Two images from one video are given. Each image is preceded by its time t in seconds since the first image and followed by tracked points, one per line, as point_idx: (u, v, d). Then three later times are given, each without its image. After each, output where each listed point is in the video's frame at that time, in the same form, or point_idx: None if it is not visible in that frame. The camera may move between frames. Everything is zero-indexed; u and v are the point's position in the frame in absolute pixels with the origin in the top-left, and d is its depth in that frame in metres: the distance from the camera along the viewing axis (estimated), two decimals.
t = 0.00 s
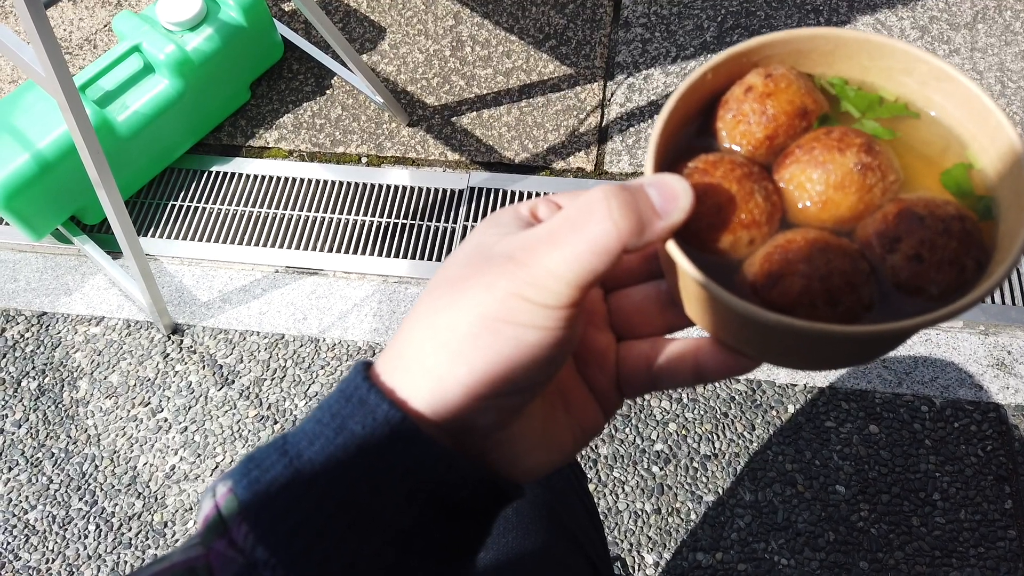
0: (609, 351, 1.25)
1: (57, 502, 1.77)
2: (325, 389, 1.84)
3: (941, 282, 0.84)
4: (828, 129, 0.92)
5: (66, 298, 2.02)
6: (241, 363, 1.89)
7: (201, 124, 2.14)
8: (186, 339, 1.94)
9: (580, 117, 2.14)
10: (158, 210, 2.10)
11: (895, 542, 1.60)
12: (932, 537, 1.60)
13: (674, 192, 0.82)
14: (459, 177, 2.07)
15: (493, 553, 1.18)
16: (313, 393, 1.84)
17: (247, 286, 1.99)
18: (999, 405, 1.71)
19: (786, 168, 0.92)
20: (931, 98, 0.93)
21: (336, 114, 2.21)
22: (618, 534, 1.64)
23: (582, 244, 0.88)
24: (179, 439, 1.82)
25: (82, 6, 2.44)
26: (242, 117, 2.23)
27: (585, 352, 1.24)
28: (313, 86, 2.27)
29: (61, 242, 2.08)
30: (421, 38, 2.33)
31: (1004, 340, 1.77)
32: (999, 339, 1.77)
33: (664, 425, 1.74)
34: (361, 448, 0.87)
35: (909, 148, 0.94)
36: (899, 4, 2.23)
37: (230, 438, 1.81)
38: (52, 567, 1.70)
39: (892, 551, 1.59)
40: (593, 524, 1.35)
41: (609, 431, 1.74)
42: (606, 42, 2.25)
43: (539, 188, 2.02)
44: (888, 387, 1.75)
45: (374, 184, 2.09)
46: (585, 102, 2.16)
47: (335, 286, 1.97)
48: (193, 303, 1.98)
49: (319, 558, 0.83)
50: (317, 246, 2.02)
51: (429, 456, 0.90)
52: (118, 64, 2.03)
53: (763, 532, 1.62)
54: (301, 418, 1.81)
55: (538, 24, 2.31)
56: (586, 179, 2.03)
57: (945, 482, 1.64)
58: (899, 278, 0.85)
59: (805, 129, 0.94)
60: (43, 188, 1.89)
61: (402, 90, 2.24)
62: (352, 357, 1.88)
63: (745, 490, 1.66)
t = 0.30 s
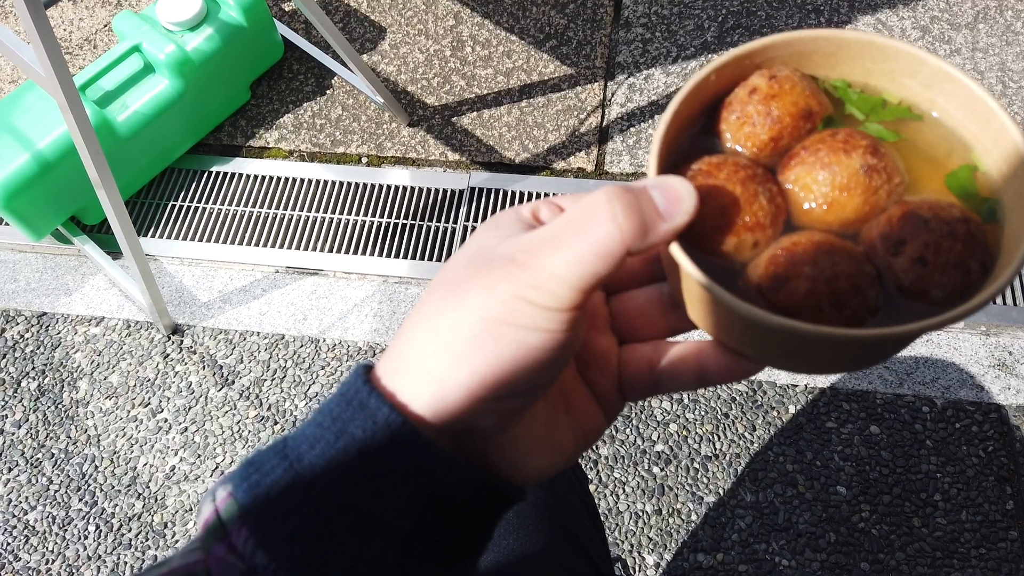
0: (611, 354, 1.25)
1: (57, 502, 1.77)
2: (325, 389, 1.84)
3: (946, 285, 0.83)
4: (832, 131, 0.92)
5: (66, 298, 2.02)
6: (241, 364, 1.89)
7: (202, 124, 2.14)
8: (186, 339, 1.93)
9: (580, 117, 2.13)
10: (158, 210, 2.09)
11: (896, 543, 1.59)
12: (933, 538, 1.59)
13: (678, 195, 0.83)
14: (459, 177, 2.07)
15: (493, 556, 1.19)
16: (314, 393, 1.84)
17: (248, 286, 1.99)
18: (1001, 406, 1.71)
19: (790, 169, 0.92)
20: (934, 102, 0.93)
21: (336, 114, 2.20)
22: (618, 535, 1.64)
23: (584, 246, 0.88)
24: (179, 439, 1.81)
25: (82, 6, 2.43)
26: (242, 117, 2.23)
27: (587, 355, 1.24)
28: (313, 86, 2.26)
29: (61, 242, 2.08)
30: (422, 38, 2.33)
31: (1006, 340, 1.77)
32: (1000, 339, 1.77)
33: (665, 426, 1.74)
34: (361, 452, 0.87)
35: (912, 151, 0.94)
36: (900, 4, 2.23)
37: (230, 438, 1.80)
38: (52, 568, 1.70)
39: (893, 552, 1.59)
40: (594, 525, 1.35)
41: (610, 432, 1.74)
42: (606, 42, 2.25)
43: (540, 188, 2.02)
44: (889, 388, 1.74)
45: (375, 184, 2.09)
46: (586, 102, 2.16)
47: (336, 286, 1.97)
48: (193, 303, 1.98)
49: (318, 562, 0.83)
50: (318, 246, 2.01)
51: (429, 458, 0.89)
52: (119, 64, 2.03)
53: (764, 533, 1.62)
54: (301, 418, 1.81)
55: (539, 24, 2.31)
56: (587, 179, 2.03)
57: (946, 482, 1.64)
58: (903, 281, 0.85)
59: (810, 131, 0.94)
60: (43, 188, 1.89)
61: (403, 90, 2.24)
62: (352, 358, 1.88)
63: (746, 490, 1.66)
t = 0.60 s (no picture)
0: (611, 353, 1.25)
1: (57, 503, 1.76)
2: (326, 390, 1.83)
3: (943, 283, 0.83)
4: (829, 131, 0.91)
5: (66, 298, 2.02)
6: (241, 364, 1.89)
7: (201, 124, 2.13)
8: (186, 340, 1.93)
9: (581, 117, 2.13)
10: (158, 210, 2.09)
11: (898, 544, 1.59)
12: (936, 539, 1.59)
13: (679, 194, 0.83)
14: (460, 177, 2.06)
15: (494, 556, 1.18)
16: (313, 394, 1.83)
17: (247, 286, 1.98)
18: (1003, 406, 1.70)
19: (788, 169, 0.91)
20: (931, 101, 0.92)
21: (336, 114, 2.20)
22: (620, 536, 1.63)
23: (586, 247, 0.87)
24: (179, 440, 1.81)
25: (82, 5, 2.43)
26: (242, 117, 2.22)
27: (587, 355, 1.23)
28: (313, 85, 2.26)
29: (61, 241, 2.07)
30: (422, 38, 2.32)
31: (1008, 340, 1.76)
32: (1002, 339, 1.77)
33: (666, 426, 1.73)
34: (364, 453, 0.86)
35: (910, 151, 0.93)
36: (901, 3, 2.22)
37: (230, 439, 1.80)
38: (51, 568, 1.69)
39: (895, 553, 1.58)
40: (595, 526, 1.34)
41: (611, 432, 1.73)
42: (607, 42, 2.24)
43: (541, 188, 2.02)
44: (891, 388, 1.74)
45: (375, 184, 2.08)
46: (587, 102, 2.15)
47: (336, 286, 1.96)
48: (193, 304, 1.97)
49: (322, 563, 0.82)
50: (318, 246, 2.01)
51: (433, 458, 0.89)
52: (118, 64, 2.02)
53: (766, 534, 1.61)
54: (301, 419, 1.80)
55: (540, 23, 2.30)
56: (588, 179, 2.02)
57: (948, 483, 1.64)
58: (901, 279, 0.85)
59: (807, 132, 0.94)
60: (43, 188, 1.88)
61: (403, 89, 2.24)
62: (352, 358, 1.87)
63: (747, 491, 1.65)
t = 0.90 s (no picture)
0: (605, 350, 1.25)
1: (55, 502, 1.76)
2: (324, 388, 1.83)
3: (930, 279, 0.83)
4: (819, 129, 0.92)
5: (64, 297, 2.02)
6: (238, 363, 1.89)
7: (200, 123, 2.13)
8: (184, 339, 1.93)
9: (580, 116, 2.13)
10: (155, 209, 2.09)
11: (896, 543, 1.59)
12: (933, 538, 1.59)
13: (671, 193, 0.83)
14: (459, 176, 2.06)
15: (490, 553, 1.17)
16: (311, 392, 1.83)
17: (245, 285, 1.98)
18: (1001, 405, 1.70)
19: (779, 168, 0.91)
20: (920, 101, 0.92)
21: (335, 113, 2.20)
22: (617, 534, 1.63)
23: (579, 245, 0.87)
24: (177, 439, 1.81)
25: (80, 4, 2.43)
26: (240, 116, 2.22)
27: (582, 352, 1.23)
28: (312, 84, 2.26)
29: (58, 241, 2.07)
30: (421, 37, 2.32)
31: (1006, 339, 1.76)
32: (1000, 339, 1.76)
33: (664, 425, 1.73)
34: (361, 448, 0.87)
35: (899, 151, 0.93)
36: (900, 2, 2.22)
37: (228, 437, 1.80)
38: (49, 567, 1.69)
39: (893, 552, 1.58)
40: (593, 525, 1.34)
41: (609, 431, 1.73)
42: (606, 41, 2.24)
43: (540, 187, 2.02)
44: (889, 387, 1.74)
45: (373, 183, 2.08)
46: (586, 101, 2.15)
47: (334, 285, 1.96)
48: (191, 302, 1.97)
49: (320, 558, 0.82)
50: (316, 245, 2.01)
51: (429, 454, 0.89)
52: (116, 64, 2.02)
53: (764, 533, 1.61)
54: (299, 418, 1.80)
55: (539, 22, 2.30)
56: (586, 178, 2.02)
57: (946, 482, 1.64)
58: (891, 276, 0.85)
59: (797, 131, 0.94)
60: (41, 187, 1.88)
61: (401, 88, 2.24)
62: (350, 357, 1.87)
63: (745, 490, 1.65)
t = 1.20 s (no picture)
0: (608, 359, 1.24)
1: (53, 503, 1.76)
2: (323, 390, 1.83)
3: (934, 290, 0.83)
4: (822, 141, 0.92)
5: (62, 298, 2.01)
6: (237, 364, 1.88)
7: (199, 124, 2.13)
8: (183, 339, 1.93)
9: (579, 116, 2.13)
10: (154, 210, 2.08)
11: (896, 545, 1.59)
12: (933, 539, 1.59)
13: (674, 204, 0.82)
14: (458, 177, 2.06)
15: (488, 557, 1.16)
16: (310, 394, 1.83)
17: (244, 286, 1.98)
18: (1001, 406, 1.70)
19: (782, 179, 0.91)
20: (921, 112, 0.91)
21: (334, 114, 2.20)
22: (617, 536, 1.63)
23: (582, 254, 0.87)
24: (176, 440, 1.81)
25: (79, 4, 2.42)
26: (239, 116, 2.22)
27: (585, 360, 1.23)
28: (311, 85, 2.25)
29: (57, 241, 2.07)
30: (420, 37, 2.32)
31: (1006, 341, 1.76)
32: (1000, 340, 1.76)
33: (663, 427, 1.73)
34: (365, 456, 0.87)
35: (902, 161, 0.93)
36: (900, 3, 2.22)
37: (227, 439, 1.79)
38: (47, 569, 1.69)
39: (893, 553, 1.58)
40: (591, 528, 1.34)
41: (609, 432, 1.73)
42: (606, 41, 2.24)
43: (539, 188, 2.02)
44: (889, 388, 1.73)
45: (373, 184, 2.08)
46: (585, 102, 2.15)
47: (333, 286, 1.96)
48: (190, 303, 1.97)
49: (322, 565, 0.82)
50: (315, 246, 2.00)
51: (433, 462, 0.89)
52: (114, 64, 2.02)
53: (763, 534, 1.61)
54: (298, 419, 1.80)
55: (538, 23, 2.30)
56: (586, 178, 2.02)
57: (946, 483, 1.63)
58: (894, 286, 0.84)
59: (800, 142, 0.94)
60: (39, 188, 1.88)
61: (400, 89, 2.23)
62: (349, 358, 1.87)
63: (745, 492, 1.65)
